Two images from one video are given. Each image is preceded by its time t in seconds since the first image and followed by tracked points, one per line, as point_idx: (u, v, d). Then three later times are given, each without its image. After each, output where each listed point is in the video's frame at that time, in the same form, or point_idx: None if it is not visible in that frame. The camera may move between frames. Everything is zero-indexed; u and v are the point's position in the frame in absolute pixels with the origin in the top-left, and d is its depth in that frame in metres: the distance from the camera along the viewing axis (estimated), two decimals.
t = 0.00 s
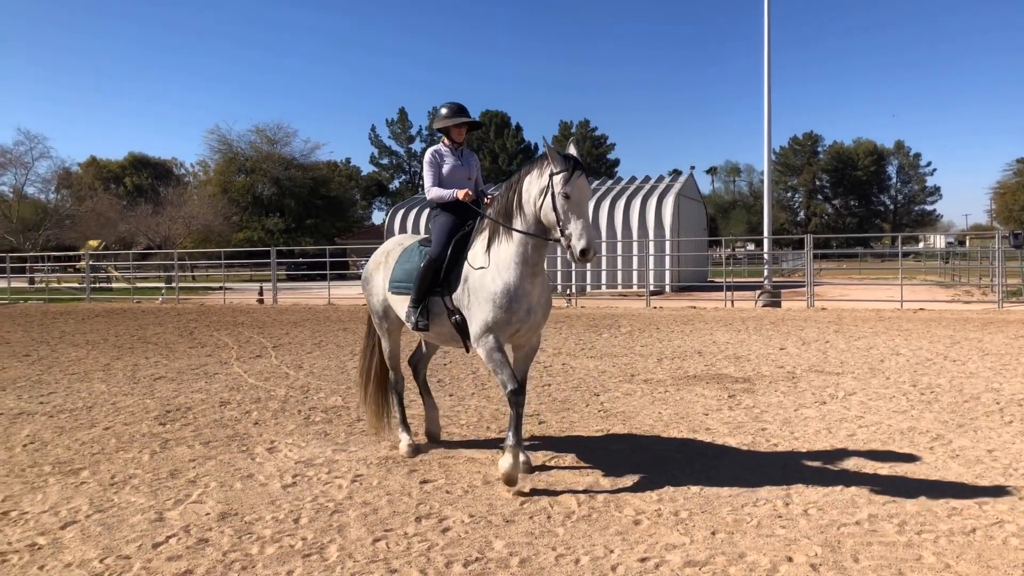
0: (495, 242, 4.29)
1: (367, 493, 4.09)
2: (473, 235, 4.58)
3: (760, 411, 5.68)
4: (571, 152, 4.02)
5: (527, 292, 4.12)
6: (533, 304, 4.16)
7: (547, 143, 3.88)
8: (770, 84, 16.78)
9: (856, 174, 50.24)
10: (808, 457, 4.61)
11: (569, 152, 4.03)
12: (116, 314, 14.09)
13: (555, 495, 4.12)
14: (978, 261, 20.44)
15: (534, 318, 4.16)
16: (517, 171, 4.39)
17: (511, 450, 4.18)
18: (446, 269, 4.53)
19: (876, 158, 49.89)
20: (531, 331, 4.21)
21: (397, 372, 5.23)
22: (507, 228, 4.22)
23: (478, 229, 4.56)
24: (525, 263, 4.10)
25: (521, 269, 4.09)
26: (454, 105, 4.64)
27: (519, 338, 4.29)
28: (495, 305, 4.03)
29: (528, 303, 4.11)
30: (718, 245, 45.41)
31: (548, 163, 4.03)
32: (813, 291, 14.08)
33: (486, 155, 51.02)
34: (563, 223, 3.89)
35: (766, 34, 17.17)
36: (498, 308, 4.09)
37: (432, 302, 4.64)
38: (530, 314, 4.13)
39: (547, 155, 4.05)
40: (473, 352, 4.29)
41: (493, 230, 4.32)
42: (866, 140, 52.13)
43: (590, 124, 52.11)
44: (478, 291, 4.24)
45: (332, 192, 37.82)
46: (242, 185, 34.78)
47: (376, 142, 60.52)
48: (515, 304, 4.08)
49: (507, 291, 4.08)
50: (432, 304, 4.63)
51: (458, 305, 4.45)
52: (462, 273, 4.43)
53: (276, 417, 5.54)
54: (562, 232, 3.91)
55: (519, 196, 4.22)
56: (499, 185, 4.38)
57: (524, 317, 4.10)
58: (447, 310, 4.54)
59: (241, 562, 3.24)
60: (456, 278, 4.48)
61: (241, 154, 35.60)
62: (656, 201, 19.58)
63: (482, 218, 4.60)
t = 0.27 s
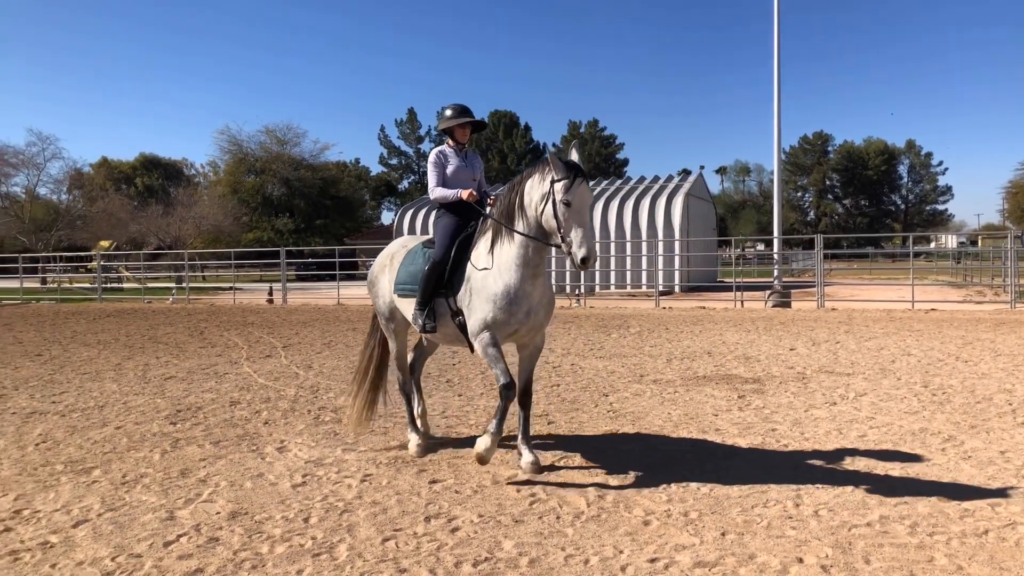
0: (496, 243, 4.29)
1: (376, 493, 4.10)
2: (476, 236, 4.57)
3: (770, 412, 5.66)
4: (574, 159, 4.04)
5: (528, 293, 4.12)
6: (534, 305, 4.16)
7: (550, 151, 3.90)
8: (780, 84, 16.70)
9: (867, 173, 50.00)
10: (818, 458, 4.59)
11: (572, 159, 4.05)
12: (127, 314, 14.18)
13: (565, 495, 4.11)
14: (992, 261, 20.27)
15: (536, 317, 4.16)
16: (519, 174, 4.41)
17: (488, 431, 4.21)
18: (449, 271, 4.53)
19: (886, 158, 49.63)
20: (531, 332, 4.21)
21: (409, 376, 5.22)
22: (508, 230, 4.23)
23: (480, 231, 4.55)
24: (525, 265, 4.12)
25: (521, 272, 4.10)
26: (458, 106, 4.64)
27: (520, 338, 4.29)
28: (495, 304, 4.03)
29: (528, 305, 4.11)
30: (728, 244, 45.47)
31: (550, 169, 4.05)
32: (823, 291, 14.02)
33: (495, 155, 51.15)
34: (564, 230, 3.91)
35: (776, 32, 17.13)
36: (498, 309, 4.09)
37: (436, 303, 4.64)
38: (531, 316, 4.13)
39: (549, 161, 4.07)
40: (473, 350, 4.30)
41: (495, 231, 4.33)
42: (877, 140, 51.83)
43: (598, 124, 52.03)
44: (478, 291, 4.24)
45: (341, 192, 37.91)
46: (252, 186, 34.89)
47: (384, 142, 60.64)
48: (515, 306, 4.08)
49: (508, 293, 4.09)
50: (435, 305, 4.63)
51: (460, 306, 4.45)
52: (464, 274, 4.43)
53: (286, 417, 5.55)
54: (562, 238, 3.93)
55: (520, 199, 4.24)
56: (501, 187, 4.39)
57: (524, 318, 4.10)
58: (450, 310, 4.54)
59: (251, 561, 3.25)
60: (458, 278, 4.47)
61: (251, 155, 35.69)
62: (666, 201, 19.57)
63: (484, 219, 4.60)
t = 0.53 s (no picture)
0: (494, 242, 4.29)
1: (383, 493, 4.10)
2: (474, 235, 4.57)
3: (777, 412, 5.65)
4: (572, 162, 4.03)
5: (522, 294, 4.11)
6: (529, 305, 4.14)
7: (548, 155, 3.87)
8: (786, 84, 16.68)
9: (875, 173, 49.82)
10: (825, 458, 4.57)
11: (570, 162, 4.04)
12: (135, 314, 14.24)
13: (571, 495, 4.11)
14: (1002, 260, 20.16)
15: (531, 317, 4.15)
16: (518, 174, 4.41)
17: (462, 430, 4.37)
18: (448, 270, 4.54)
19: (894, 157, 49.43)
20: (526, 332, 4.20)
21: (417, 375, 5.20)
22: (505, 230, 4.23)
23: (479, 230, 4.55)
24: (520, 266, 4.11)
25: (516, 272, 4.09)
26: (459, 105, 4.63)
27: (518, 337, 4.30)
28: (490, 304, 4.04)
29: (523, 304, 4.10)
30: (735, 245, 45.50)
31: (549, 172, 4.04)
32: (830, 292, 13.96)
33: (502, 155, 51.22)
34: (558, 233, 3.91)
35: (783, 31, 17.09)
36: (492, 309, 4.11)
37: (436, 302, 4.67)
38: (525, 315, 4.12)
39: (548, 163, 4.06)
40: (468, 350, 4.34)
41: (493, 231, 4.33)
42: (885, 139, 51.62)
43: (605, 124, 51.97)
44: (474, 291, 4.25)
45: (348, 192, 37.95)
46: (259, 186, 35.00)
47: (391, 142, 60.72)
48: (508, 306, 4.09)
49: (502, 293, 4.09)
50: (435, 304, 4.65)
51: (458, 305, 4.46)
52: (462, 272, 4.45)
53: (293, 416, 5.57)
54: (556, 241, 3.92)
55: (519, 200, 4.24)
56: (500, 187, 4.38)
57: (518, 318, 4.10)
58: (448, 309, 4.57)
59: (257, 561, 3.26)
60: (456, 277, 4.49)
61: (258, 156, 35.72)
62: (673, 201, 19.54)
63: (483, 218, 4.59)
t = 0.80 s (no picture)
0: (491, 243, 4.29)
1: (391, 492, 4.10)
2: (472, 235, 4.60)
3: (786, 413, 5.63)
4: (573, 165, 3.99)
5: (516, 294, 4.11)
6: (522, 305, 4.15)
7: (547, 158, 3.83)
8: (796, 83, 16.62)
9: (885, 173, 49.65)
10: (834, 460, 4.54)
11: (571, 164, 4.00)
12: (145, 313, 14.32)
13: (579, 496, 4.10)
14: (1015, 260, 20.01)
15: (524, 318, 4.17)
16: (520, 176, 4.38)
17: (451, 442, 4.54)
18: (446, 269, 4.57)
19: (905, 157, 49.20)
20: (519, 332, 4.22)
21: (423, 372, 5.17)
22: (503, 231, 4.23)
23: (477, 230, 4.57)
24: (515, 267, 4.10)
25: (510, 272, 4.09)
26: (461, 104, 4.61)
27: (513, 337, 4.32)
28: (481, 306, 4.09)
29: (515, 305, 4.12)
30: (745, 245, 45.36)
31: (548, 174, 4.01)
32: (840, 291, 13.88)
33: (510, 156, 51.25)
34: (554, 235, 3.87)
35: (793, 29, 17.04)
36: (484, 309, 4.14)
37: (434, 300, 4.70)
38: (517, 316, 4.14)
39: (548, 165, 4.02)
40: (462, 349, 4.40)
41: (492, 232, 4.33)
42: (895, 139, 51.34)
43: (613, 124, 51.88)
44: (468, 290, 4.29)
45: (356, 193, 37.97)
46: (268, 187, 35.08)
47: (399, 142, 60.81)
48: (500, 307, 4.12)
49: (494, 294, 4.12)
50: (433, 303, 4.68)
51: (454, 304, 4.49)
52: (458, 272, 4.48)
53: (301, 416, 5.58)
54: (552, 243, 3.89)
55: (518, 202, 4.21)
56: (501, 188, 4.37)
57: (510, 318, 4.13)
58: (445, 308, 4.60)
59: (266, 560, 3.27)
60: (453, 276, 4.52)
61: (267, 156, 35.80)
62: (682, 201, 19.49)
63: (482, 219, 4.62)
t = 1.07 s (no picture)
0: (486, 245, 4.30)
1: (399, 493, 4.11)
2: (467, 235, 4.64)
3: (795, 414, 5.61)
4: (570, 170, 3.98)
5: (509, 296, 4.13)
6: (515, 307, 4.17)
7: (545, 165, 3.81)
8: (805, 82, 16.58)
9: (894, 173, 49.49)
10: (843, 461, 4.52)
11: (568, 170, 3.98)
12: (155, 313, 14.43)
13: (587, 496, 4.10)
14: None
15: (517, 319, 4.19)
16: (516, 178, 4.36)
17: (456, 443, 4.57)
18: (441, 269, 4.65)
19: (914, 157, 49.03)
20: (512, 333, 4.25)
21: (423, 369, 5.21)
22: (499, 234, 4.23)
23: (472, 230, 4.60)
24: (509, 269, 4.12)
25: (504, 275, 4.11)
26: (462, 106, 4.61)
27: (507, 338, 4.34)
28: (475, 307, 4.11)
29: (508, 307, 4.13)
30: (753, 245, 45.23)
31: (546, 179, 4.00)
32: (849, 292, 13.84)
33: (518, 156, 51.29)
34: (550, 242, 3.87)
35: (801, 30, 17.02)
36: (478, 310, 4.17)
37: (430, 300, 4.77)
38: (510, 317, 4.16)
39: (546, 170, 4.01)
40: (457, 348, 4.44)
41: (487, 233, 4.33)
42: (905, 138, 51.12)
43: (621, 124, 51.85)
44: (462, 290, 4.31)
45: (366, 193, 37.92)
46: (277, 188, 35.18)
47: (408, 143, 60.98)
48: (493, 308, 4.13)
49: (487, 295, 4.14)
50: (430, 303, 4.76)
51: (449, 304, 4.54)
52: (453, 272, 4.51)
53: (310, 416, 5.60)
54: (548, 249, 3.90)
55: (514, 204, 4.20)
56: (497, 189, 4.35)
57: (503, 320, 4.15)
58: (441, 308, 4.66)
59: (275, 559, 3.28)
60: (448, 276, 4.57)
61: (276, 157, 35.98)
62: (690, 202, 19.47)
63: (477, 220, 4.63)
